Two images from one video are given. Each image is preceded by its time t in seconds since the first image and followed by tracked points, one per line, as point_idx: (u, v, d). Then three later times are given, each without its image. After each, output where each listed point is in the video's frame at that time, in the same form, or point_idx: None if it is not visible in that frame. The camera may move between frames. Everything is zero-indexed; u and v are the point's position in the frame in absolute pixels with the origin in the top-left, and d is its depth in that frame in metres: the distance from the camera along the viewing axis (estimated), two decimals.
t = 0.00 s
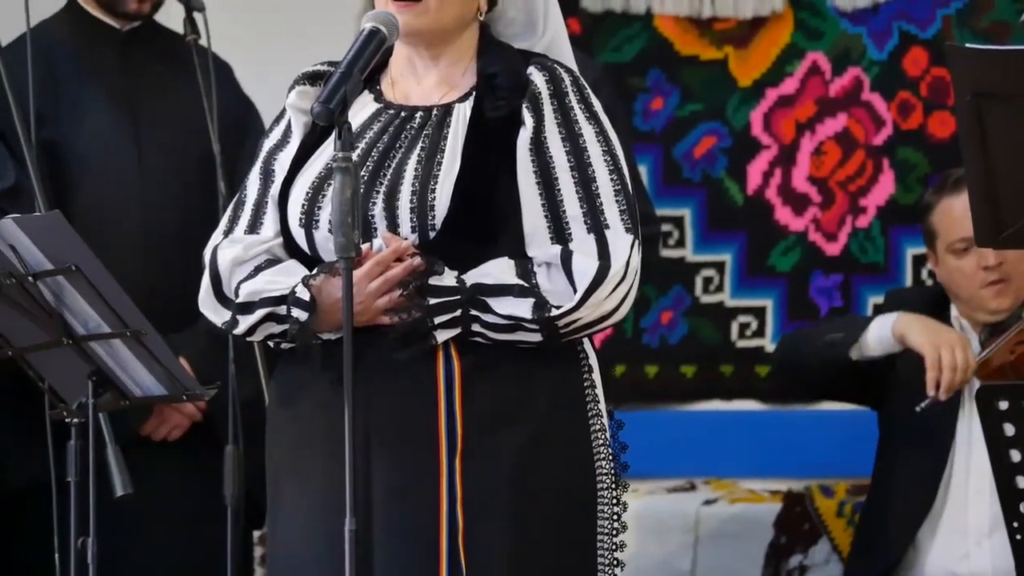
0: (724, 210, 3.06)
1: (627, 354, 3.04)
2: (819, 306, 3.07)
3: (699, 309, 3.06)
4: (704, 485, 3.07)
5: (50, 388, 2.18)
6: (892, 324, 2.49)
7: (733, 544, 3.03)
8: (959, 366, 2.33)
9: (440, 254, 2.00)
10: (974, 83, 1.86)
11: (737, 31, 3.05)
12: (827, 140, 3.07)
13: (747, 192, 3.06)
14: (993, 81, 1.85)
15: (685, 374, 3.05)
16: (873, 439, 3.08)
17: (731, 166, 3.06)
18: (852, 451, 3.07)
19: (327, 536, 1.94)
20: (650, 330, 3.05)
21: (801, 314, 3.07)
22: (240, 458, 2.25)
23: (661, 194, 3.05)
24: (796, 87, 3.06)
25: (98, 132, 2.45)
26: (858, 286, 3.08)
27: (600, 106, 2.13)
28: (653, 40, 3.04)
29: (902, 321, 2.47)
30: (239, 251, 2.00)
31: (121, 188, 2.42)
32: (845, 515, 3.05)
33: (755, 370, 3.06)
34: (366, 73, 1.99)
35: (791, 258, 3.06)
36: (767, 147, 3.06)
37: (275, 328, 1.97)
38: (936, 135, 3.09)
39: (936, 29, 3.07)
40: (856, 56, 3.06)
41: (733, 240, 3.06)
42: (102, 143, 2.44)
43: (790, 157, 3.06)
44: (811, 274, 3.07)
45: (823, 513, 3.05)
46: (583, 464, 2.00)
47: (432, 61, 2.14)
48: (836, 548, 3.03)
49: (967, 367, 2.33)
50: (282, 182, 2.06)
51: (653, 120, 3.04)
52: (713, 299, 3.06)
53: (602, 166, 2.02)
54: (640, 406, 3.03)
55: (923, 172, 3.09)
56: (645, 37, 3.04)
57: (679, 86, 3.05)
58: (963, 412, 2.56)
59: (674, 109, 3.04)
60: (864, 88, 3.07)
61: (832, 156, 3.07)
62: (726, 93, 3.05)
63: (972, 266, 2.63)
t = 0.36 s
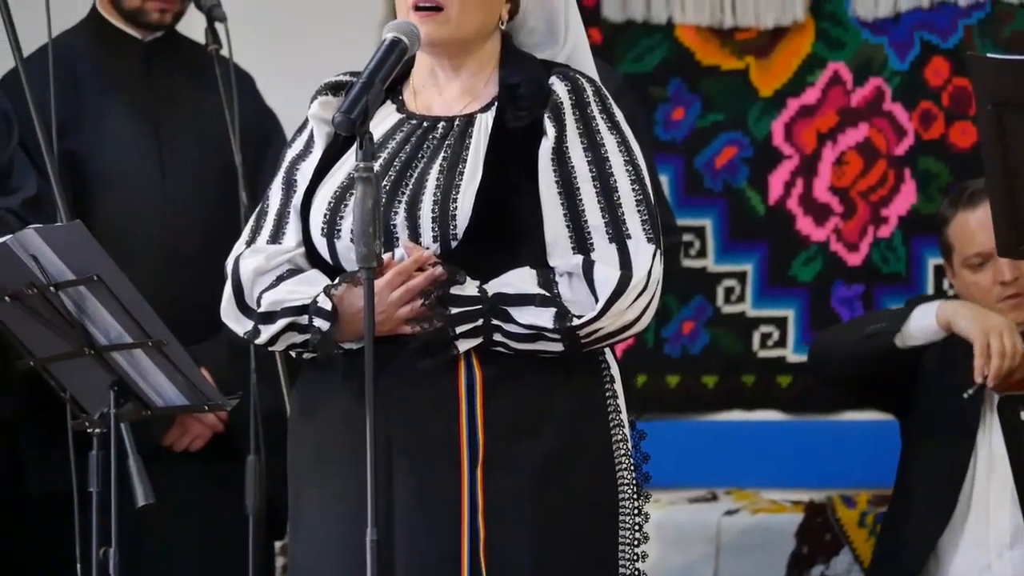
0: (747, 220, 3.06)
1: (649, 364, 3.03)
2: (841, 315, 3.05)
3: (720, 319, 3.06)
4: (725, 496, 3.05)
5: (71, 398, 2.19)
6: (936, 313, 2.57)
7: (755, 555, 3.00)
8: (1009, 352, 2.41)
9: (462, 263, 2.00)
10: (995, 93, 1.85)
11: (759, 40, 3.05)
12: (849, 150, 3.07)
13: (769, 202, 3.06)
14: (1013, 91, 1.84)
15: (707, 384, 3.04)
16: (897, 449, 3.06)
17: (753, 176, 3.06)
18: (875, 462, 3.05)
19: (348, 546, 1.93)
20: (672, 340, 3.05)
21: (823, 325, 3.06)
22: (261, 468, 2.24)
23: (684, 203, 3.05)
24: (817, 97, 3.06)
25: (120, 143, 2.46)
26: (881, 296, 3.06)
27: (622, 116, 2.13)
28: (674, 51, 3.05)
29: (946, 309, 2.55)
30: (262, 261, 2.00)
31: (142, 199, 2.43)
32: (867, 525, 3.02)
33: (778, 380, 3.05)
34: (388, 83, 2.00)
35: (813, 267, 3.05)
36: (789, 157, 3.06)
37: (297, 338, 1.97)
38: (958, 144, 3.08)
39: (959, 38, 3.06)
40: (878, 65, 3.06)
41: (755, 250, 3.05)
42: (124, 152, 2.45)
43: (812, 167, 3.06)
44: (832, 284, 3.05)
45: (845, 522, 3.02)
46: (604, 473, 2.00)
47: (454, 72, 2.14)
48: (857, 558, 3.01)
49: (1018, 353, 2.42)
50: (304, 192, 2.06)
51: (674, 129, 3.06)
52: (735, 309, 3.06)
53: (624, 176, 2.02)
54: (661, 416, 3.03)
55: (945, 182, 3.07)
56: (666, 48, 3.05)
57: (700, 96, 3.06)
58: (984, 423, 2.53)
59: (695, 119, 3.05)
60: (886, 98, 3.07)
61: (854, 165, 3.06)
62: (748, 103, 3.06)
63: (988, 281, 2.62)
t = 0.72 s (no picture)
0: (770, 233, 3.04)
1: (672, 377, 3.03)
2: (864, 329, 3.04)
3: (743, 332, 3.04)
4: (749, 509, 3.03)
5: (94, 412, 2.19)
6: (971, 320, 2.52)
7: (779, 569, 2.97)
8: None
9: (486, 276, 2.00)
10: None
11: (781, 54, 3.04)
12: (872, 163, 3.04)
13: (792, 215, 3.04)
14: None
15: (730, 398, 3.03)
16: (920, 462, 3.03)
17: (776, 190, 3.04)
18: (899, 474, 3.03)
19: (371, 559, 1.93)
20: (695, 353, 3.04)
21: (846, 338, 3.04)
22: (285, 480, 2.25)
23: (707, 216, 3.04)
24: (841, 110, 3.04)
25: (144, 158, 2.48)
26: (903, 309, 3.04)
27: (646, 130, 2.13)
28: (697, 64, 3.03)
29: (983, 316, 2.51)
30: (285, 274, 2.00)
31: (166, 213, 2.45)
32: (891, 539, 2.98)
33: (801, 394, 3.03)
34: (412, 95, 2.00)
35: (837, 281, 3.04)
36: (812, 170, 3.04)
37: (321, 351, 1.96)
38: (982, 158, 3.05)
39: (981, 51, 3.04)
40: (902, 78, 3.04)
41: (778, 262, 3.04)
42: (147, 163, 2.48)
43: (835, 180, 3.04)
44: (856, 296, 3.04)
45: (869, 535, 2.98)
46: (628, 487, 2.00)
47: (478, 84, 2.14)
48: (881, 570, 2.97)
49: None
50: (328, 205, 2.06)
51: (698, 142, 3.04)
52: (758, 322, 3.04)
53: (648, 189, 2.02)
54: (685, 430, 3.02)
55: (968, 196, 3.04)
56: (689, 61, 3.03)
57: (723, 109, 3.04)
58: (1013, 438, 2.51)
59: (719, 132, 3.04)
60: (909, 112, 3.04)
61: (877, 178, 3.04)
62: (771, 116, 3.04)
63: (1010, 296, 2.62)
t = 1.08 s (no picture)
0: (794, 253, 3.03)
1: (696, 396, 3.02)
2: (888, 348, 3.02)
3: (767, 352, 3.04)
4: (773, 528, 3.01)
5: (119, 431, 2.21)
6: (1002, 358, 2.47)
7: None
8: None
9: (511, 295, 2.00)
10: None
11: (805, 73, 3.02)
12: (896, 182, 3.02)
13: (816, 234, 3.03)
14: None
15: (755, 418, 3.03)
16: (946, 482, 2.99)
17: (800, 210, 3.03)
18: (924, 494, 2.99)
19: None
20: (719, 372, 3.04)
21: (871, 357, 3.03)
22: (309, 499, 2.26)
23: (730, 236, 3.04)
24: (865, 129, 3.02)
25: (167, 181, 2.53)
26: (928, 329, 3.02)
27: (670, 148, 2.13)
28: (721, 83, 3.03)
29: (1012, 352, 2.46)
30: (310, 293, 2.00)
31: (191, 233, 2.51)
32: (915, 558, 2.96)
33: (825, 413, 3.02)
34: (436, 115, 2.01)
35: (861, 300, 3.02)
36: (836, 190, 3.02)
37: (345, 370, 1.96)
38: (1006, 177, 3.01)
39: (1005, 71, 3.00)
40: (925, 97, 3.01)
41: (802, 282, 3.03)
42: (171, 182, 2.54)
43: (860, 200, 3.02)
44: (879, 317, 3.02)
45: (892, 554, 2.96)
46: (652, 507, 1.99)
47: (502, 104, 2.14)
48: None
49: None
50: (353, 224, 2.07)
51: (722, 161, 3.04)
52: (782, 341, 3.04)
53: (673, 209, 2.02)
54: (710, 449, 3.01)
55: (992, 216, 3.02)
56: (713, 79, 3.03)
57: (747, 129, 3.04)
58: None
59: (743, 151, 3.04)
60: (933, 131, 3.02)
61: (901, 198, 3.02)
62: (794, 134, 3.03)
63: None
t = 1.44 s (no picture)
0: (816, 278, 3.05)
1: (718, 422, 3.01)
2: (910, 374, 3.04)
3: (788, 378, 3.04)
4: (794, 555, 2.97)
5: (139, 458, 2.20)
6: None
7: None
8: None
9: (532, 318, 1.99)
10: None
11: (828, 99, 3.06)
12: (917, 209, 3.05)
13: (837, 260, 3.05)
14: None
15: (774, 444, 3.01)
16: (965, 508, 2.99)
17: (821, 236, 3.06)
18: (944, 521, 2.98)
19: None
20: (740, 400, 3.03)
21: (892, 383, 3.04)
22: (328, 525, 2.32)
23: (752, 262, 3.05)
24: (886, 156, 3.05)
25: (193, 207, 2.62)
26: (949, 355, 3.04)
27: (693, 172, 2.10)
28: (742, 109, 3.06)
29: None
30: (330, 315, 2.00)
31: (213, 260, 2.59)
32: None
33: (847, 440, 3.02)
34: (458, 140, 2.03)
35: (882, 326, 3.04)
36: (857, 216, 3.05)
37: (366, 393, 1.96)
38: None
39: None
40: (947, 124, 3.05)
41: (823, 308, 3.05)
42: (196, 210, 2.62)
43: (881, 226, 3.05)
44: (900, 343, 3.04)
45: None
46: (672, 533, 1.96)
47: (523, 128, 2.14)
48: None
49: None
50: (373, 246, 2.06)
51: (742, 188, 3.07)
52: (803, 367, 3.04)
53: (694, 231, 2.00)
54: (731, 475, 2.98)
55: (1013, 242, 3.04)
56: (733, 105, 3.06)
57: (768, 155, 3.06)
58: None
59: (763, 178, 3.06)
60: (954, 157, 3.06)
61: (922, 225, 3.05)
62: (816, 162, 3.06)
63: None
